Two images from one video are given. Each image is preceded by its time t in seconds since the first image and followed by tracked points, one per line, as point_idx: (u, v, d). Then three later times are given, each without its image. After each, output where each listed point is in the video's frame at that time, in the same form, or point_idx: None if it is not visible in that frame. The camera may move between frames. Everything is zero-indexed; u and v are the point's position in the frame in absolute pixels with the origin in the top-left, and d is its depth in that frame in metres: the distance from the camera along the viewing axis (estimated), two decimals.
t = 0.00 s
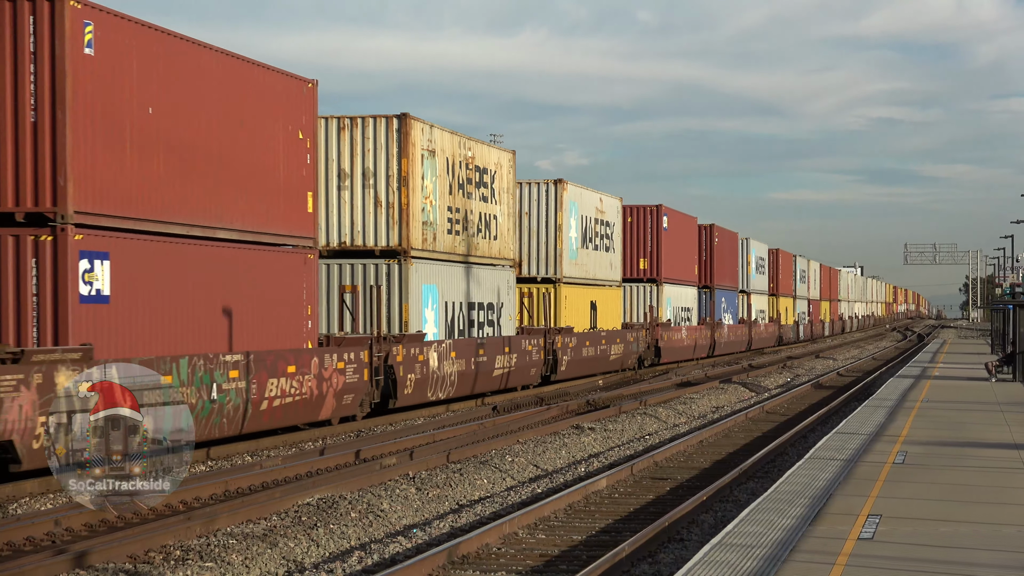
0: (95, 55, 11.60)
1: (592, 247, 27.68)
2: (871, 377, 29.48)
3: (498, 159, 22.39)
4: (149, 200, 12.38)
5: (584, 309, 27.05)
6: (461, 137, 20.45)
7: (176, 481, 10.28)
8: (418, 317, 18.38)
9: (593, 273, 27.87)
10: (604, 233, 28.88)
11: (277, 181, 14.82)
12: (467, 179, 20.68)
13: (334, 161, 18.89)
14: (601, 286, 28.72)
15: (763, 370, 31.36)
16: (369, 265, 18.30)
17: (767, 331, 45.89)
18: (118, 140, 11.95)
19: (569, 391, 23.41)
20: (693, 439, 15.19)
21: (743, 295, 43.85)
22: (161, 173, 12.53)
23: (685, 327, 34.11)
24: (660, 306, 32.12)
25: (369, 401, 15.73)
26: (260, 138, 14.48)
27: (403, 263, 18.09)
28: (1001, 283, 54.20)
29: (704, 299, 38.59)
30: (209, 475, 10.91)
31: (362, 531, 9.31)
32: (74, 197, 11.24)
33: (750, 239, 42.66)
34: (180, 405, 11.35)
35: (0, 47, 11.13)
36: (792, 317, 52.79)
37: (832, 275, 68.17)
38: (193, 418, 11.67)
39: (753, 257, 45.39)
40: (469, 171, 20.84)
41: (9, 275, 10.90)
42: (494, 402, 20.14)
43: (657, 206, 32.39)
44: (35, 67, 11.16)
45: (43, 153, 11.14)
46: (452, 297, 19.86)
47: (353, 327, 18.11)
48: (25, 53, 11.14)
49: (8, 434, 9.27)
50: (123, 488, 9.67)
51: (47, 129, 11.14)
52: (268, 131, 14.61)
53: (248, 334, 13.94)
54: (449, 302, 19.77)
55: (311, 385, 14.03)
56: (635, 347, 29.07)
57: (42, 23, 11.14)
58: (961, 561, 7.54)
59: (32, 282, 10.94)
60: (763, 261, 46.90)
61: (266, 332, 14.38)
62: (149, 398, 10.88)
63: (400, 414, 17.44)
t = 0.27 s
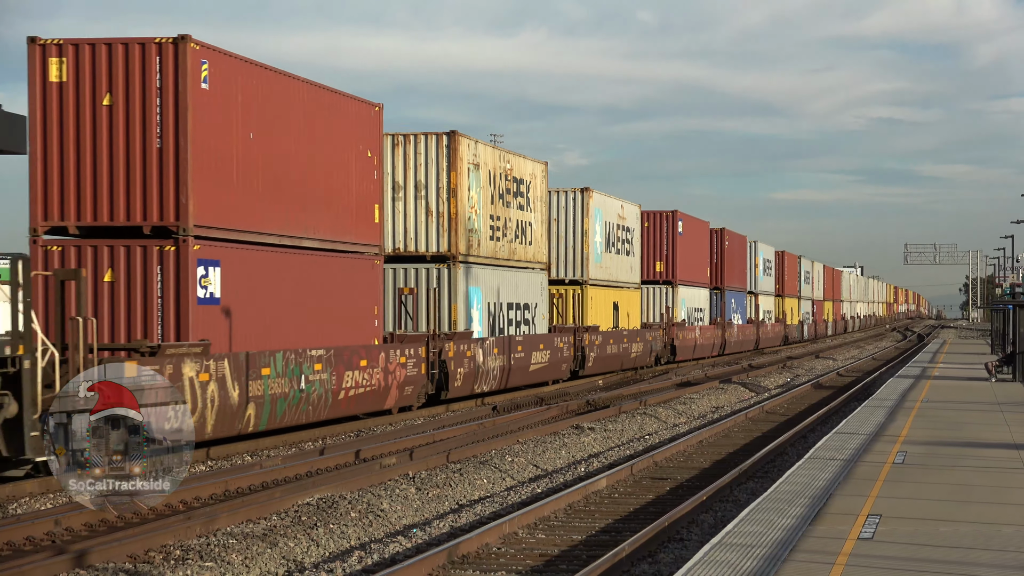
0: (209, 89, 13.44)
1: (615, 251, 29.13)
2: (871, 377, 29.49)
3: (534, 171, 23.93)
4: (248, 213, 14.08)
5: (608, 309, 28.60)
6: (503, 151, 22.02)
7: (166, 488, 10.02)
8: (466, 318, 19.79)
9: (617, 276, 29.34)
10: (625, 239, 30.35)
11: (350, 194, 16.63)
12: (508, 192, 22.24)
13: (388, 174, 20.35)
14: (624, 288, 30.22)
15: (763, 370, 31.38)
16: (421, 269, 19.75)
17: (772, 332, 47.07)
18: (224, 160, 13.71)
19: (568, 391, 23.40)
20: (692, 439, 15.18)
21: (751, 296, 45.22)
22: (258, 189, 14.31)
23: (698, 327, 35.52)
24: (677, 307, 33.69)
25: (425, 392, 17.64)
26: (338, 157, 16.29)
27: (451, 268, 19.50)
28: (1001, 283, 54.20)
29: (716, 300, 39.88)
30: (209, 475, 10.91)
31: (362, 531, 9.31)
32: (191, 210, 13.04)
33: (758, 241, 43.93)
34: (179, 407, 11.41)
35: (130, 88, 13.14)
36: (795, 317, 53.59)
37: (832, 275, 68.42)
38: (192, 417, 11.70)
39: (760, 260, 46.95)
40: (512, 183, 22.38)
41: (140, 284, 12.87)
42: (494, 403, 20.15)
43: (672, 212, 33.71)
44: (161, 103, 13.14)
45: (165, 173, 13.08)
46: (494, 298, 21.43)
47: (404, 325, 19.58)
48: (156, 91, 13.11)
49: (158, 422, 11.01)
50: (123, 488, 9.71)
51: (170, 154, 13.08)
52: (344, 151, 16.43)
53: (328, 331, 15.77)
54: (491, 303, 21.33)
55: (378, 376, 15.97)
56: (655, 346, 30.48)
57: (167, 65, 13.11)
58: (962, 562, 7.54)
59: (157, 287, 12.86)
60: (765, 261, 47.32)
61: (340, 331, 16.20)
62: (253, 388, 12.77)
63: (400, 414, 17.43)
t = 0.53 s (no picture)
0: (296, 115, 14.65)
1: (636, 254, 30.56)
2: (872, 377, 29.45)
3: (565, 180, 25.40)
4: (330, 227, 15.30)
5: (630, 309, 30.08)
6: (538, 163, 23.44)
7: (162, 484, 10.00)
8: (506, 316, 21.29)
9: (637, 277, 30.75)
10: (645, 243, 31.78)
11: (412, 207, 17.88)
12: (543, 200, 23.64)
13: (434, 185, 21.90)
14: (644, 290, 31.68)
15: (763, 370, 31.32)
16: (466, 272, 21.26)
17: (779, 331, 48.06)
18: (308, 180, 14.90)
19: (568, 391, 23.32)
20: (692, 439, 15.17)
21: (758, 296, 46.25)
22: (336, 203, 15.50)
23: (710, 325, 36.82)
24: (689, 306, 35.04)
25: (471, 385, 19.26)
26: (403, 173, 17.55)
27: (493, 271, 20.96)
28: (1001, 283, 54.15)
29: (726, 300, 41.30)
30: (209, 475, 10.89)
31: (362, 531, 9.30)
32: (285, 224, 14.21)
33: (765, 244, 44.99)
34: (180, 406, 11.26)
35: (228, 115, 14.38)
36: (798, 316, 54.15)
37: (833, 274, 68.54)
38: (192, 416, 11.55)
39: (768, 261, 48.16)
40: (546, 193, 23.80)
41: (236, 287, 14.09)
42: (494, 402, 20.13)
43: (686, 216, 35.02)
44: (254, 128, 14.39)
45: (261, 190, 14.26)
46: (530, 299, 22.87)
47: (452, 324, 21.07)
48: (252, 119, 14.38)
49: (258, 407, 12.75)
50: (124, 488, 9.78)
51: (264, 174, 14.27)
52: (408, 167, 17.68)
53: (395, 330, 17.06)
54: (528, 304, 22.78)
55: (433, 370, 17.56)
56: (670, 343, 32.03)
57: (260, 95, 14.35)
58: (963, 562, 7.53)
59: (253, 289, 14.09)
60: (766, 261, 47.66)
61: (406, 329, 17.51)
62: (333, 378, 14.34)
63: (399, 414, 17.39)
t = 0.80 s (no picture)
0: (366, 136, 16.24)
1: (653, 257, 32.04)
2: (872, 377, 29.50)
3: (593, 190, 27.00)
4: (393, 235, 16.88)
5: (648, 310, 31.57)
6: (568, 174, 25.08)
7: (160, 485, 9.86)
8: (541, 316, 22.77)
9: (654, 280, 32.14)
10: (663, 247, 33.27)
11: (459, 219, 19.43)
12: (574, 209, 25.23)
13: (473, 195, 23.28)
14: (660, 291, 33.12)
15: (763, 371, 31.42)
16: (504, 275, 22.55)
17: (785, 331, 49.13)
18: (375, 195, 16.47)
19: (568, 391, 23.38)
20: (692, 439, 15.19)
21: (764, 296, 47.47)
22: (396, 215, 17.00)
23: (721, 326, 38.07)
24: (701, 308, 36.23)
25: (511, 379, 20.83)
26: (452, 186, 19.15)
27: (528, 275, 22.38)
28: (1001, 283, 54.21)
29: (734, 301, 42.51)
30: (209, 475, 10.88)
31: (362, 531, 9.30)
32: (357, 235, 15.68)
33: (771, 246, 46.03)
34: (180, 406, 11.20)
35: (307, 136, 15.96)
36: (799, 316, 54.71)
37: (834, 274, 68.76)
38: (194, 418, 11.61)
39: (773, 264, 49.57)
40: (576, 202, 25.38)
41: (313, 291, 15.66)
42: (494, 403, 20.17)
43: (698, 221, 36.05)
44: (329, 148, 15.90)
45: (335, 204, 15.78)
46: (561, 300, 24.31)
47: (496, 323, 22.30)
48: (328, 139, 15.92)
49: (338, 397, 14.40)
50: (123, 488, 9.56)
51: (339, 189, 15.77)
52: (456, 182, 19.31)
53: (444, 329, 18.64)
54: (559, 304, 24.26)
55: (479, 365, 19.26)
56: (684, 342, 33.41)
57: (336, 119, 15.90)
58: (962, 562, 7.54)
59: (327, 293, 15.62)
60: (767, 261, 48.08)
61: (452, 329, 19.13)
62: (398, 372, 16.03)
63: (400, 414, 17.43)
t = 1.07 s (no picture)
0: (424, 152, 18.10)
1: (667, 260, 34.43)
2: (871, 377, 29.56)
3: (613, 198, 29.23)
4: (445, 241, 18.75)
5: (661, 309, 33.98)
6: (591, 183, 27.27)
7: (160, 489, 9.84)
8: (570, 314, 25.23)
9: (668, 281, 34.55)
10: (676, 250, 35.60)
11: (498, 225, 21.32)
12: (596, 216, 27.42)
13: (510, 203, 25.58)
14: (673, 292, 35.46)
15: (762, 371, 31.49)
16: (536, 277, 25.11)
17: (790, 329, 50.52)
18: (431, 204, 18.38)
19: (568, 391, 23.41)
20: (692, 439, 15.22)
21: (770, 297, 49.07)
22: (447, 222, 18.85)
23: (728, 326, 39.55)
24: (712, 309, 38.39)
25: (544, 374, 22.67)
26: (493, 197, 21.13)
27: (557, 276, 24.85)
28: (1000, 283, 54.28)
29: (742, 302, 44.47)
30: (209, 475, 10.88)
31: (362, 532, 9.31)
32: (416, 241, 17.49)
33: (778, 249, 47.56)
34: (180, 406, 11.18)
35: (372, 153, 17.72)
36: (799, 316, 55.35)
37: (836, 275, 69.01)
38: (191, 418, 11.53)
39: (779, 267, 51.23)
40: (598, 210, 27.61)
41: (376, 292, 17.52)
42: (494, 403, 20.22)
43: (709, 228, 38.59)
44: (392, 164, 17.73)
45: (397, 214, 17.51)
46: (588, 300, 26.74)
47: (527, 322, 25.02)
48: (391, 156, 17.75)
49: (403, 385, 16.45)
50: (123, 489, 9.62)
51: (400, 201, 17.55)
52: (496, 192, 21.12)
53: (485, 327, 20.51)
54: (586, 303, 26.70)
55: (518, 360, 21.12)
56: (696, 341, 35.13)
57: (399, 137, 17.75)
58: (961, 561, 7.56)
59: (389, 294, 17.52)
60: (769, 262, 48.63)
61: (493, 327, 20.87)
62: (451, 366, 17.98)
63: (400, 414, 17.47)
